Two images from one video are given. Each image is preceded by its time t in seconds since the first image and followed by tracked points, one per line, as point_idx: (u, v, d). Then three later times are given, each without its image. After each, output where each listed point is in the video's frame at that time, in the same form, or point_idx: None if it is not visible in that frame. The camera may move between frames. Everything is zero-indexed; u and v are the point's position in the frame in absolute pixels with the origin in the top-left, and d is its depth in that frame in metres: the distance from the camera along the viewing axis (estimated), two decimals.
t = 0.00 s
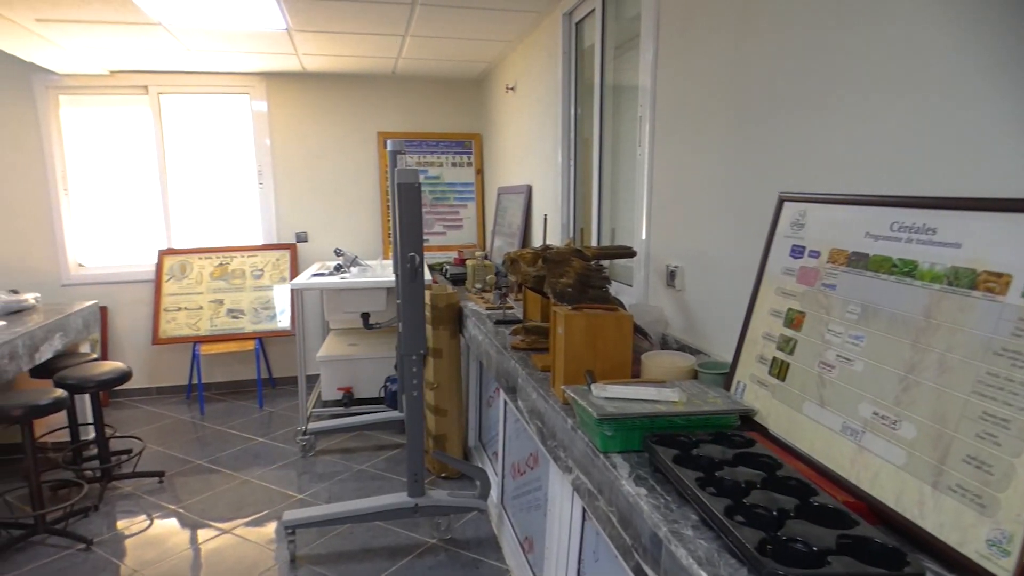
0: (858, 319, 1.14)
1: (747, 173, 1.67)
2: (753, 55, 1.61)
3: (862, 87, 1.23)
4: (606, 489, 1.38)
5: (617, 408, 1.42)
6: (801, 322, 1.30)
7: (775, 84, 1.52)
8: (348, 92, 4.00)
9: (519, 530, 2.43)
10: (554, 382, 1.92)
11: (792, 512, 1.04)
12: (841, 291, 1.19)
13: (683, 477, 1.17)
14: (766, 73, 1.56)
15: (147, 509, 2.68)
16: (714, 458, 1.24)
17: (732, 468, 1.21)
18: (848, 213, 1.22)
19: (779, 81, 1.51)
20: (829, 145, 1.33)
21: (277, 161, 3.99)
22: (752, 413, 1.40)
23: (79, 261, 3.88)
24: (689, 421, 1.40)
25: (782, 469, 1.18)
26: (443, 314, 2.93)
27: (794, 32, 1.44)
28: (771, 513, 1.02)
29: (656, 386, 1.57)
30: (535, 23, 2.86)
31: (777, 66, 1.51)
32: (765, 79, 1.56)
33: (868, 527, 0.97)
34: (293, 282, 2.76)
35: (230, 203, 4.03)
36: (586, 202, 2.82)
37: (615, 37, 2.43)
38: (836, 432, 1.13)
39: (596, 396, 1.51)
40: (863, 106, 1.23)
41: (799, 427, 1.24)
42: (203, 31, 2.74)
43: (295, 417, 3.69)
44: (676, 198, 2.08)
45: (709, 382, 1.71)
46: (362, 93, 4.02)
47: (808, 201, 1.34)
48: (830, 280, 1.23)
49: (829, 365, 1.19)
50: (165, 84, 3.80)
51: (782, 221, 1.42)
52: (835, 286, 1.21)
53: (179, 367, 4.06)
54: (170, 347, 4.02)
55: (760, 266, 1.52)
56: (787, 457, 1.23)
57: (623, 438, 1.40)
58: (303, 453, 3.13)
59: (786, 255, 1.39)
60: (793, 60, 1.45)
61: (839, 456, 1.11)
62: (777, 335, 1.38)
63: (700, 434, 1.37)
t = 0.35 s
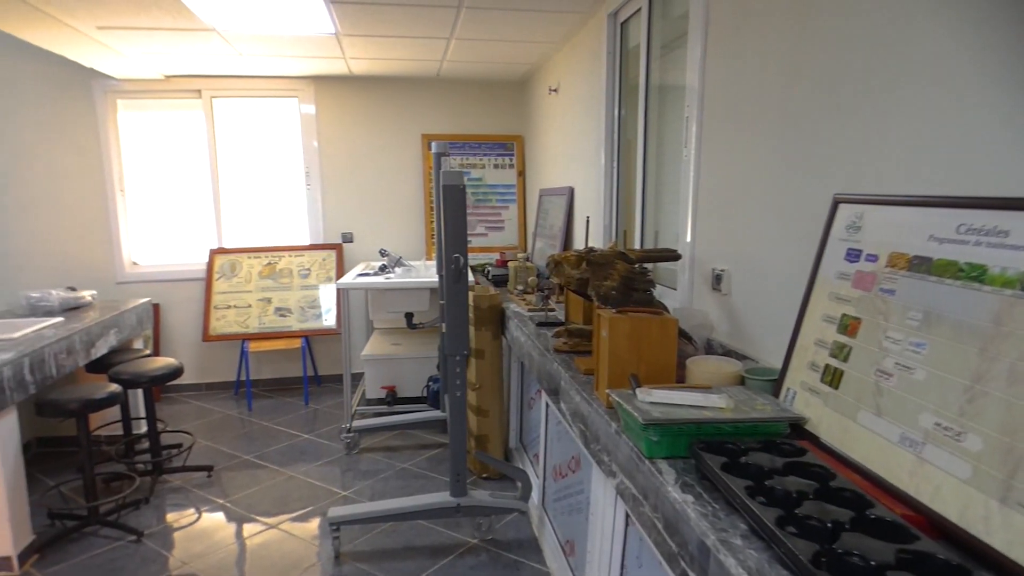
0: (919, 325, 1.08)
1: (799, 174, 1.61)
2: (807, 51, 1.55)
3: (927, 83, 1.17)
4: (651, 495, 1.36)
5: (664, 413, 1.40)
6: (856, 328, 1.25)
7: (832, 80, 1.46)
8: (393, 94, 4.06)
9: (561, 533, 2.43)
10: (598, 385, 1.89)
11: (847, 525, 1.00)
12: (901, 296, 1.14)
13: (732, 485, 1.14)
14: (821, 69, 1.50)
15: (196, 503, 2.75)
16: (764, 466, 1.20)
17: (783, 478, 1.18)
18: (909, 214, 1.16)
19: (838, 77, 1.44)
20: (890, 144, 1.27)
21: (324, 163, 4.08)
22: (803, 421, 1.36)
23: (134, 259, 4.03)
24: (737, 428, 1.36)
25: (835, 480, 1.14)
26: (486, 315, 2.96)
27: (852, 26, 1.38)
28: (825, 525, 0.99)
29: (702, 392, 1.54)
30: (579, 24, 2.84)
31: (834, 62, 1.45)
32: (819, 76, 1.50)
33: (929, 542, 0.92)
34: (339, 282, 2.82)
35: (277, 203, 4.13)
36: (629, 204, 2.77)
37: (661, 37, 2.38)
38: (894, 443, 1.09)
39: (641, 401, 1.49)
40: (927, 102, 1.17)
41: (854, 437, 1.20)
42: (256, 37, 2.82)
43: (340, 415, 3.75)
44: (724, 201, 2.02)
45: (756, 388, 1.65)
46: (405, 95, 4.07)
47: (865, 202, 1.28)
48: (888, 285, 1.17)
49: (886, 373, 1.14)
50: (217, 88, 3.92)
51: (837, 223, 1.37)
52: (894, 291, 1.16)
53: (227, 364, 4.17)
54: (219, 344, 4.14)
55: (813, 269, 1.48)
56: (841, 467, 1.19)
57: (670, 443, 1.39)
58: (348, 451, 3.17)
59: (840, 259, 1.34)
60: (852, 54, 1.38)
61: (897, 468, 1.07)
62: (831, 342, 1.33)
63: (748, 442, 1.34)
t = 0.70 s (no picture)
0: (995, 332, 1.02)
1: (860, 173, 1.54)
2: (870, 44, 1.47)
3: (1005, 76, 1.10)
4: (701, 502, 1.31)
5: (716, 419, 1.35)
6: (924, 335, 1.19)
7: (901, 72, 1.37)
8: (439, 96, 4.09)
9: (605, 537, 2.42)
10: (647, 389, 1.83)
11: (913, 540, 0.95)
12: (974, 302, 1.08)
13: (789, 495, 1.10)
14: (885, 63, 1.43)
15: (246, 496, 2.82)
16: (822, 476, 1.15)
17: (843, 489, 1.12)
18: (984, 215, 1.09)
19: (910, 69, 1.34)
20: (963, 141, 1.20)
21: (372, 165, 4.15)
22: (864, 430, 1.30)
23: (189, 257, 4.17)
24: (792, 437, 1.31)
25: (900, 493, 1.09)
26: (531, 315, 2.98)
27: (921, 18, 1.31)
28: (890, 540, 0.94)
29: (755, 398, 1.49)
30: (628, 22, 2.79)
31: (900, 55, 1.37)
32: (884, 70, 1.43)
33: (1006, 562, 0.87)
34: (387, 281, 2.88)
35: (326, 204, 4.21)
36: (677, 207, 2.67)
37: (714, 32, 2.31)
38: (966, 456, 1.03)
39: (692, 406, 1.45)
40: (1005, 97, 1.10)
41: (920, 449, 1.14)
42: (308, 41, 2.88)
43: (386, 413, 3.80)
44: (780, 200, 1.94)
45: (812, 397, 1.59)
46: (451, 97, 4.10)
47: (936, 202, 1.22)
48: (961, 289, 1.11)
49: (957, 383, 1.08)
50: (271, 91, 4.02)
51: (903, 224, 1.31)
52: (968, 296, 1.09)
53: (278, 360, 4.28)
54: (269, 341, 4.25)
55: (876, 273, 1.41)
56: (905, 480, 1.14)
57: (722, 449, 1.33)
58: (394, 448, 3.20)
59: (907, 262, 1.28)
60: (921, 47, 1.31)
61: (969, 483, 1.01)
62: (895, 348, 1.27)
63: (805, 451, 1.28)
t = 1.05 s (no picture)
0: None
1: (936, 172, 1.45)
2: (953, 36, 1.39)
3: None
4: (760, 512, 1.26)
5: (775, 427, 1.29)
6: (1009, 344, 1.12)
7: (988, 65, 1.29)
8: (491, 96, 4.11)
9: (655, 543, 2.38)
10: (701, 395, 1.78)
11: (996, 562, 0.88)
12: None
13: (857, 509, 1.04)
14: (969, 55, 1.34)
15: (300, 489, 2.89)
16: (892, 491, 1.09)
17: (916, 505, 1.06)
18: None
19: (1017, 60, 1.22)
20: None
21: (424, 165, 4.20)
22: (937, 444, 1.23)
23: (248, 255, 4.32)
24: (857, 448, 1.25)
25: (979, 511, 1.02)
26: (581, 317, 2.97)
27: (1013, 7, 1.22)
28: (970, 560, 0.88)
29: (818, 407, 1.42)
30: (684, 19, 2.72)
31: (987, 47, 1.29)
32: (967, 63, 1.34)
33: None
34: (438, 282, 2.92)
35: (380, 203, 4.29)
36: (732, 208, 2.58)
37: (777, 26, 2.21)
38: None
39: (750, 413, 1.39)
40: None
41: (1002, 465, 1.07)
42: (364, 44, 2.94)
43: (436, 410, 3.84)
44: (843, 201, 1.85)
45: (879, 406, 1.49)
46: (503, 98, 4.12)
47: None
48: None
49: None
50: (328, 94, 4.12)
51: (987, 226, 1.23)
52: None
53: (331, 356, 4.38)
54: (323, 338, 4.35)
55: (954, 277, 1.34)
56: (985, 499, 1.06)
57: (782, 460, 1.28)
58: (444, 446, 3.23)
59: (991, 266, 1.20)
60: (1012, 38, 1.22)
61: None
62: (975, 358, 1.20)
63: (872, 463, 1.22)
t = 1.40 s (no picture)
0: None
1: None
2: None
3: None
4: (823, 526, 1.21)
5: (842, 439, 1.25)
6: None
7: None
8: (546, 97, 4.11)
9: (708, 552, 2.32)
10: (759, 403, 1.72)
11: None
12: None
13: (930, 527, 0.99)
14: None
15: (354, 483, 2.95)
16: (970, 509, 1.03)
17: (997, 526, 1.00)
18: None
19: None
20: None
21: (479, 166, 4.24)
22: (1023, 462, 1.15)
23: (307, 252, 4.43)
24: (931, 463, 1.18)
25: None
26: (634, 320, 2.95)
27: None
28: None
29: (888, 418, 1.35)
30: (746, 16, 2.63)
31: None
32: None
33: None
34: (492, 282, 3.01)
35: (435, 203, 4.35)
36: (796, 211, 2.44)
37: (849, 19, 2.07)
38: None
39: (812, 423, 1.34)
40: None
41: None
42: (422, 46, 2.98)
43: (487, 410, 3.86)
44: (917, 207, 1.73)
45: (956, 421, 1.40)
46: (558, 98, 4.11)
47: None
48: None
49: None
50: (386, 96, 4.20)
51: None
52: None
53: (384, 354, 4.47)
54: (377, 335, 4.43)
55: None
56: None
57: (848, 472, 1.23)
58: (495, 446, 3.25)
59: None
60: None
61: None
62: None
63: (948, 479, 1.16)
